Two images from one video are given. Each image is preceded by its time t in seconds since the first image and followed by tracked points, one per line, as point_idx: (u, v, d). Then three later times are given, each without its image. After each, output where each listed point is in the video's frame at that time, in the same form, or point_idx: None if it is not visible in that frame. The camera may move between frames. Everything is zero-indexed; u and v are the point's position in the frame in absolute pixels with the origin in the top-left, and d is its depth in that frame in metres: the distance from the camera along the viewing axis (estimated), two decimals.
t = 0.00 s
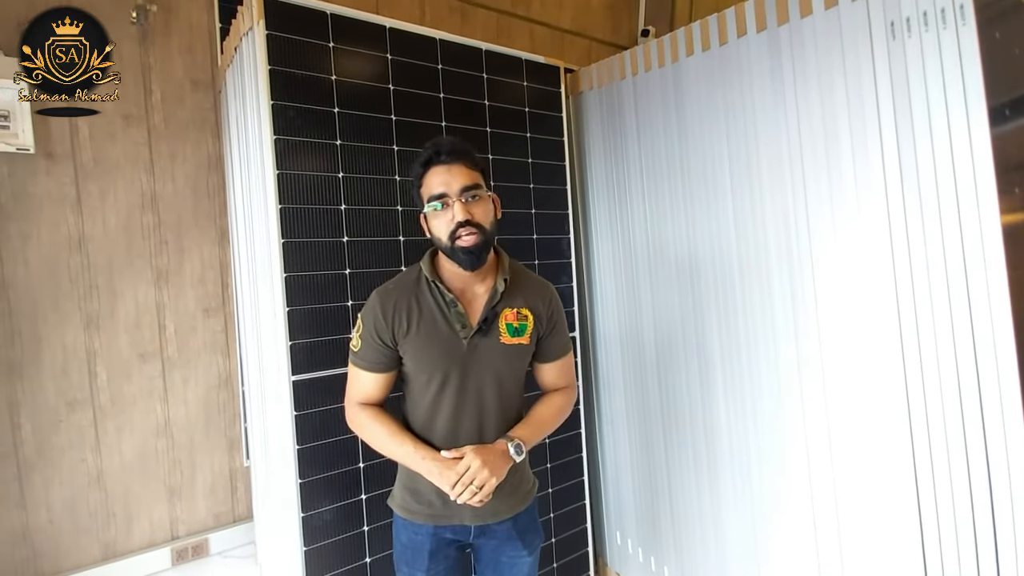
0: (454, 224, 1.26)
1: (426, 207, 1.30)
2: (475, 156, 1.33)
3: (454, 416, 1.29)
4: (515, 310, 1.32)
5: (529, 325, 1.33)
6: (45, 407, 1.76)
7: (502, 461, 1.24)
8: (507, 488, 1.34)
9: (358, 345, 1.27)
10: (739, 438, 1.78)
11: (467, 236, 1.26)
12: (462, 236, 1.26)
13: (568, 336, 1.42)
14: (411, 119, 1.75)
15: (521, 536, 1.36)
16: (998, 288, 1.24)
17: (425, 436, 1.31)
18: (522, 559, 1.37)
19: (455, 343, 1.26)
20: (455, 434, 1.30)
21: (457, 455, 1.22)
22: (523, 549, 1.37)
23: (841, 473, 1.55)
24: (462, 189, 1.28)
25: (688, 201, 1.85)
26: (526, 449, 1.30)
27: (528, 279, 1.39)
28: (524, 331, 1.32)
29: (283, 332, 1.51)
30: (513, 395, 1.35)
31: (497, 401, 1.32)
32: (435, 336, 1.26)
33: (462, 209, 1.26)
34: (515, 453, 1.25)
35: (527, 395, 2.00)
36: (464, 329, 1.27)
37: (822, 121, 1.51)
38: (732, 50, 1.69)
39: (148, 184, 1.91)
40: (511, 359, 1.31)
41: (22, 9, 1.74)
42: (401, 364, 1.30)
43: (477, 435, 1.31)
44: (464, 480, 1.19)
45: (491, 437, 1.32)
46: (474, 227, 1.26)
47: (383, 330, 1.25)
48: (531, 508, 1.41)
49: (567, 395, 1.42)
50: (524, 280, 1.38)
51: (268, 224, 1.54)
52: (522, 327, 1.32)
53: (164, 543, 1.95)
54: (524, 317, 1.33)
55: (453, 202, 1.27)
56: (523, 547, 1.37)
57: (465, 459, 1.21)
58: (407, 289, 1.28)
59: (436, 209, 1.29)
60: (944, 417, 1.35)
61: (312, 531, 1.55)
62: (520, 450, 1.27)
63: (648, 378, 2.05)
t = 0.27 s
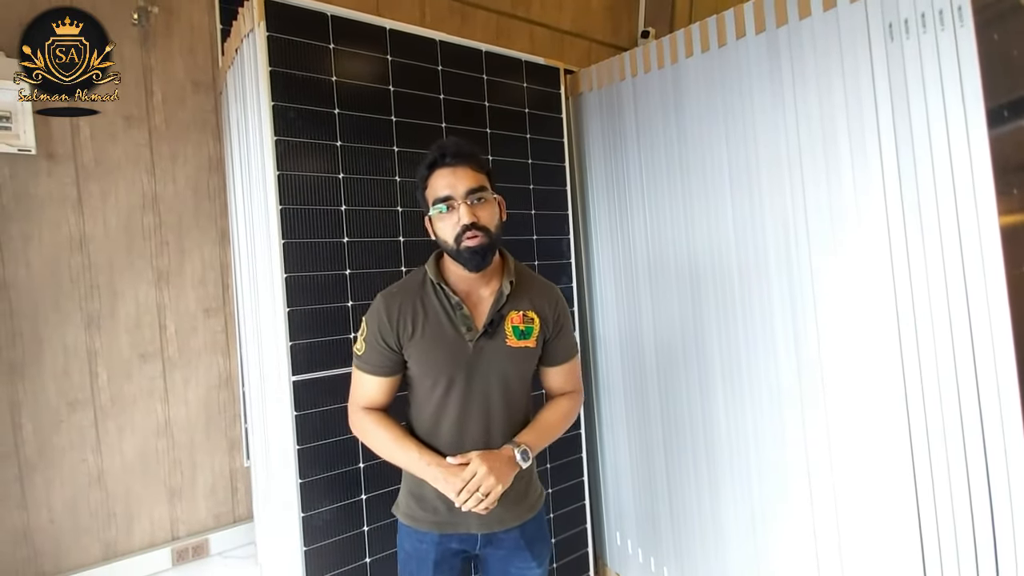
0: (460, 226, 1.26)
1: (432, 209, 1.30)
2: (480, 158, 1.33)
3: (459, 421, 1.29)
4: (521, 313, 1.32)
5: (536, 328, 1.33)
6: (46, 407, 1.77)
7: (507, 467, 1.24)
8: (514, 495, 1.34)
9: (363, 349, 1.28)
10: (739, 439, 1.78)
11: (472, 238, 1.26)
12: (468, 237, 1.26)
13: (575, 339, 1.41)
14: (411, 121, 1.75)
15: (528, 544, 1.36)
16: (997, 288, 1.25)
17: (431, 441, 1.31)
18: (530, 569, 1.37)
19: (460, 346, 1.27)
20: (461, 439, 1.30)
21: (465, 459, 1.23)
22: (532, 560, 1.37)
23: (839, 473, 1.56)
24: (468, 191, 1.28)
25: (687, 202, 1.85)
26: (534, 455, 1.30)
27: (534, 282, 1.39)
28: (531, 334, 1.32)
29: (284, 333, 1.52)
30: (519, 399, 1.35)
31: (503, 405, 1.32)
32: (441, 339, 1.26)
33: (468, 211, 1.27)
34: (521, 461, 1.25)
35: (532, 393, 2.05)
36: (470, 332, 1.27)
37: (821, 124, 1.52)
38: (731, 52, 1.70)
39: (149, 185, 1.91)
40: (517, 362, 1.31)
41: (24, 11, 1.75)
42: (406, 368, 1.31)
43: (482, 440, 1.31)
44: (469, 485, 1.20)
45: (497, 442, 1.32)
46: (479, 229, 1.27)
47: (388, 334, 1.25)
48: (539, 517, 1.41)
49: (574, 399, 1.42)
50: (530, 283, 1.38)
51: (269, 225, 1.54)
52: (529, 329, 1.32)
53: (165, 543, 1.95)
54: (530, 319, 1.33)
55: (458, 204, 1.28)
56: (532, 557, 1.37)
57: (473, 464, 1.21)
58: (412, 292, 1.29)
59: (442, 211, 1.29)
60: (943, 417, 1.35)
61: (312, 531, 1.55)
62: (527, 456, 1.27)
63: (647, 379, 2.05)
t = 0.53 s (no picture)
0: (465, 229, 1.26)
1: (437, 212, 1.30)
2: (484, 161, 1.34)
3: (465, 424, 1.28)
4: (526, 315, 1.32)
5: (542, 330, 1.33)
6: (45, 407, 1.77)
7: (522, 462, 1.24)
8: (520, 503, 1.32)
9: (369, 352, 1.28)
10: (739, 442, 1.78)
11: (478, 241, 1.26)
12: (474, 240, 1.26)
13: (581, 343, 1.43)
14: (412, 122, 1.75)
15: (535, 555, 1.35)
16: (995, 289, 1.25)
17: (436, 445, 1.29)
18: None
19: (465, 347, 1.26)
20: (467, 443, 1.28)
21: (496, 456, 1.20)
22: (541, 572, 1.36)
23: (838, 475, 1.56)
24: (472, 194, 1.28)
25: (687, 203, 1.85)
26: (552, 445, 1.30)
27: (539, 285, 1.40)
28: (536, 336, 1.32)
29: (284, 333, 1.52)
30: (525, 401, 1.33)
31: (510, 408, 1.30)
32: (446, 340, 1.26)
33: (473, 214, 1.27)
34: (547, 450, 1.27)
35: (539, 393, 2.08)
36: (475, 333, 1.27)
37: (820, 125, 1.52)
38: (730, 53, 1.70)
39: (149, 185, 1.91)
40: (522, 364, 1.30)
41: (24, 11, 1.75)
42: (411, 371, 1.30)
43: (489, 443, 1.29)
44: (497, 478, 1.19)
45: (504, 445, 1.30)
46: (486, 232, 1.27)
47: (393, 336, 1.25)
48: (547, 528, 1.40)
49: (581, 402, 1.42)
50: (534, 285, 1.39)
51: (268, 225, 1.54)
52: (534, 331, 1.32)
53: (163, 544, 1.95)
54: (536, 321, 1.33)
55: (463, 207, 1.28)
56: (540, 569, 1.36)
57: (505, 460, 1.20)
58: (417, 295, 1.29)
59: (447, 214, 1.29)
60: (942, 419, 1.35)
61: (310, 532, 1.55)
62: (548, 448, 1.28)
63: (647, 380, 2.05)
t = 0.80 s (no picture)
0: (464, 229, 1.27)
1: (437, 213, 1.31)
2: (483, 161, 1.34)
3: (466, 422, 1.28)
4: (527, 313, 1.33)
5: (542, 327, 1.34)
6: (42, 406, 1.77)
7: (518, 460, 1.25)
8: (521, 503, 1.33)
9: (370, 351, 1.28)
10: (734, 442, 1.79)
11: (476, 240, 1.26)
12: (473, 239, 1.26)
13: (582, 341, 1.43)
14: (410, 122, 1.76)
15: (536, 555, 1.36)
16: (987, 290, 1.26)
17: (437, 444, 1.30)
18: None
19: (466, 345, 1.27)
20: (468, 442, 1.28)
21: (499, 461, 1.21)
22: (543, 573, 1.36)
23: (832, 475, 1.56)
24: (472, 195, 1.29)
25: (683, 204, 1.86)
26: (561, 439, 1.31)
27: (539, 284, 1.40)
28: (536, 334, 1.33)
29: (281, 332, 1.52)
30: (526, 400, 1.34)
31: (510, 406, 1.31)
32: (446, 338, 1.26)
33: (472, 214, 1.27)
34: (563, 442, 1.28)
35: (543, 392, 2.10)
36: (476, 331, 1.27)
37: (815, 127, 1.53)
38: (726, 54, 1.71)
39: (147, 185, 1.92)
40: (523, 362, 1.31)
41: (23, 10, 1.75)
42: (411, 370, 1.31)
43: (489, 442, 1.29)
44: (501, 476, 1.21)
45: (505, 444, 1.30)
46: (484, 231, 1.27)
47: (394, 334, 1.26)
48: (549, 529, 1.40)
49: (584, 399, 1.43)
50: (534, 284, 1.39)
51: (266, 224, 1.55)
52: (534, 329, 1.32)
53: (161, 543, 1.95)
54: (536, 319, 1.33)
55: (463, 207, 1.28)
56: (542, 569, 1.36)
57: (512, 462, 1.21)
58: (418, 294, 1.30)
59: (447, 214, 1.29)
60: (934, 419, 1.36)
61: (308, 530, 1.55)
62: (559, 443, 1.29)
63: (644, 380, 2.05)
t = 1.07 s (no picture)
0: (462, 229, 1.27)
1: (436, 210, 1.31)
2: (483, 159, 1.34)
3: (464, 417, 1.28)
4: (525, 309, 1.32)
5: (540, 324, 1.33)
6: (37, 405, 1.76)
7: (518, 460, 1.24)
8: (518, 496, 1.33)
9: (369, 345, 1.28)
10: (731, 440, 1.79)
11: (474, 240, 1.27)
12: (470, 239, 1.26)
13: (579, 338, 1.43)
14: (406, 119, 1.75)
15: (533, 549, 1.36)
16: (983, 288, 1.26)
17: (435, 437, 1.30)
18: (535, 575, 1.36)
19: (464, 341, 1.27)
20: (466, 436, 1.28)
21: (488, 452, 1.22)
22: (538, 566, 1.36)
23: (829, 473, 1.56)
24: (471, 194, 1.29)
25: (680, 201, 1.86)
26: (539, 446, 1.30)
27: (537, 281, 1.40)
28: (534, 330, 1.32)
29: (276, 329, 1.52)
30: (523, 396, 1.34)
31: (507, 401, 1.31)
32: (445, 333, 1.26)
33: (470, 213, 1.27)
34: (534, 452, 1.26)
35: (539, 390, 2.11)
36: (474, 327, 1.27)
37: (812, 125, 1.53)
38: (723, 52, 1.71)
39: (142, 182, 1.91)
40: (521, 358, 1.30)
41: (17, 7, 1.74)
42: (410, 365, 1.30)
43: (487, 437, 1.29)
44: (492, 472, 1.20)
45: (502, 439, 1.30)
46: (482, 231, 1.27)
47: (393, 329, 1.25)
48: (545, 523, 1.40)
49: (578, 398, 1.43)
50: (533, 281, 1.39)
51: (262, 222, 1.54)
52: (532, 325, 1.32)
53: (156, 543, 1.94)
54: (534, 316, 1.33)
55: (461, 206, 1.28)
56: (537, 563, 1.36)
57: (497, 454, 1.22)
58: (417, 289, 1.29)
59: (447, 212, 1.29)
60: (930, 416, 1.36)
61: (304, 528, 1.55)
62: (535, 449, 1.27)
63: (640, 377, 2.05)
